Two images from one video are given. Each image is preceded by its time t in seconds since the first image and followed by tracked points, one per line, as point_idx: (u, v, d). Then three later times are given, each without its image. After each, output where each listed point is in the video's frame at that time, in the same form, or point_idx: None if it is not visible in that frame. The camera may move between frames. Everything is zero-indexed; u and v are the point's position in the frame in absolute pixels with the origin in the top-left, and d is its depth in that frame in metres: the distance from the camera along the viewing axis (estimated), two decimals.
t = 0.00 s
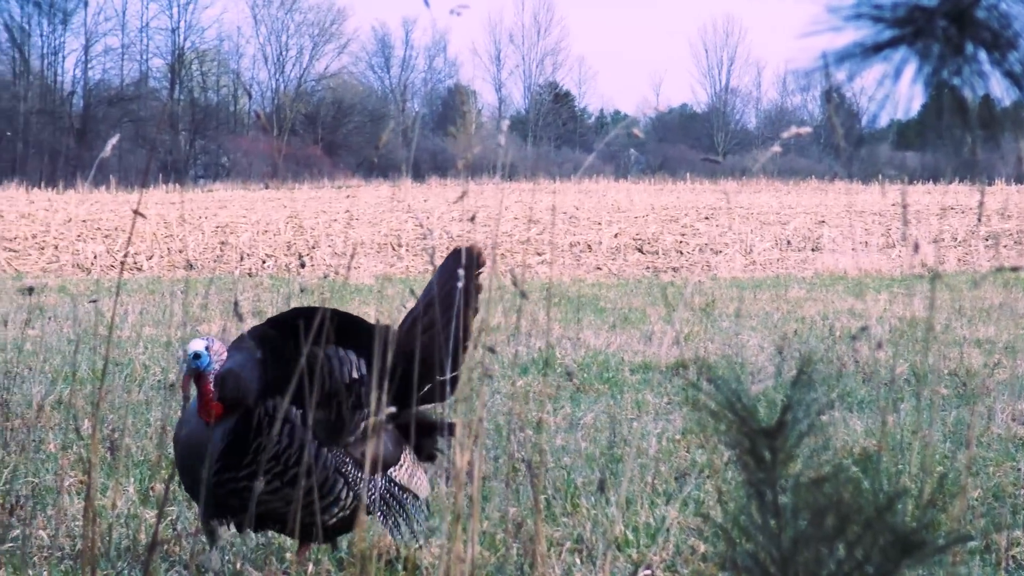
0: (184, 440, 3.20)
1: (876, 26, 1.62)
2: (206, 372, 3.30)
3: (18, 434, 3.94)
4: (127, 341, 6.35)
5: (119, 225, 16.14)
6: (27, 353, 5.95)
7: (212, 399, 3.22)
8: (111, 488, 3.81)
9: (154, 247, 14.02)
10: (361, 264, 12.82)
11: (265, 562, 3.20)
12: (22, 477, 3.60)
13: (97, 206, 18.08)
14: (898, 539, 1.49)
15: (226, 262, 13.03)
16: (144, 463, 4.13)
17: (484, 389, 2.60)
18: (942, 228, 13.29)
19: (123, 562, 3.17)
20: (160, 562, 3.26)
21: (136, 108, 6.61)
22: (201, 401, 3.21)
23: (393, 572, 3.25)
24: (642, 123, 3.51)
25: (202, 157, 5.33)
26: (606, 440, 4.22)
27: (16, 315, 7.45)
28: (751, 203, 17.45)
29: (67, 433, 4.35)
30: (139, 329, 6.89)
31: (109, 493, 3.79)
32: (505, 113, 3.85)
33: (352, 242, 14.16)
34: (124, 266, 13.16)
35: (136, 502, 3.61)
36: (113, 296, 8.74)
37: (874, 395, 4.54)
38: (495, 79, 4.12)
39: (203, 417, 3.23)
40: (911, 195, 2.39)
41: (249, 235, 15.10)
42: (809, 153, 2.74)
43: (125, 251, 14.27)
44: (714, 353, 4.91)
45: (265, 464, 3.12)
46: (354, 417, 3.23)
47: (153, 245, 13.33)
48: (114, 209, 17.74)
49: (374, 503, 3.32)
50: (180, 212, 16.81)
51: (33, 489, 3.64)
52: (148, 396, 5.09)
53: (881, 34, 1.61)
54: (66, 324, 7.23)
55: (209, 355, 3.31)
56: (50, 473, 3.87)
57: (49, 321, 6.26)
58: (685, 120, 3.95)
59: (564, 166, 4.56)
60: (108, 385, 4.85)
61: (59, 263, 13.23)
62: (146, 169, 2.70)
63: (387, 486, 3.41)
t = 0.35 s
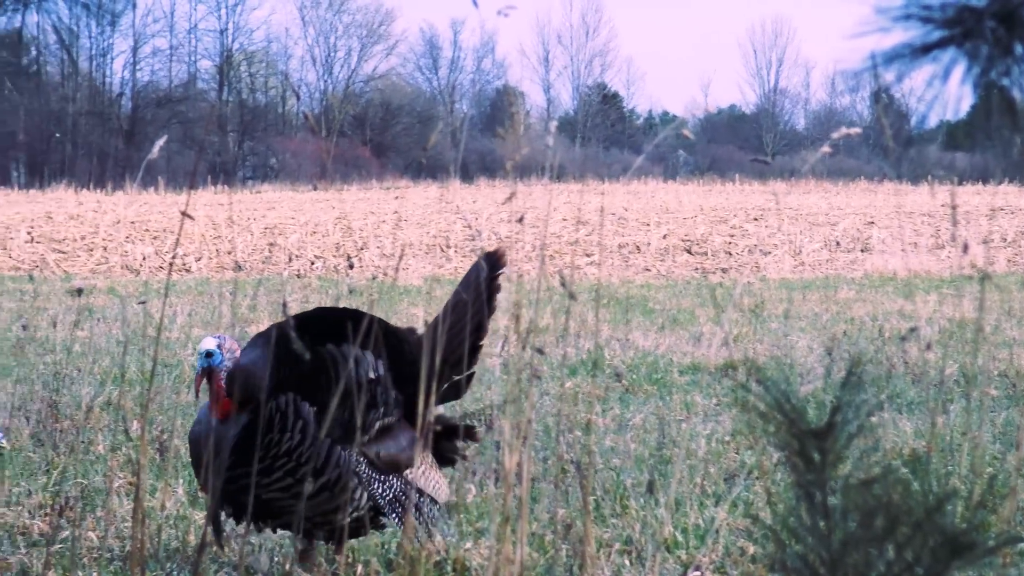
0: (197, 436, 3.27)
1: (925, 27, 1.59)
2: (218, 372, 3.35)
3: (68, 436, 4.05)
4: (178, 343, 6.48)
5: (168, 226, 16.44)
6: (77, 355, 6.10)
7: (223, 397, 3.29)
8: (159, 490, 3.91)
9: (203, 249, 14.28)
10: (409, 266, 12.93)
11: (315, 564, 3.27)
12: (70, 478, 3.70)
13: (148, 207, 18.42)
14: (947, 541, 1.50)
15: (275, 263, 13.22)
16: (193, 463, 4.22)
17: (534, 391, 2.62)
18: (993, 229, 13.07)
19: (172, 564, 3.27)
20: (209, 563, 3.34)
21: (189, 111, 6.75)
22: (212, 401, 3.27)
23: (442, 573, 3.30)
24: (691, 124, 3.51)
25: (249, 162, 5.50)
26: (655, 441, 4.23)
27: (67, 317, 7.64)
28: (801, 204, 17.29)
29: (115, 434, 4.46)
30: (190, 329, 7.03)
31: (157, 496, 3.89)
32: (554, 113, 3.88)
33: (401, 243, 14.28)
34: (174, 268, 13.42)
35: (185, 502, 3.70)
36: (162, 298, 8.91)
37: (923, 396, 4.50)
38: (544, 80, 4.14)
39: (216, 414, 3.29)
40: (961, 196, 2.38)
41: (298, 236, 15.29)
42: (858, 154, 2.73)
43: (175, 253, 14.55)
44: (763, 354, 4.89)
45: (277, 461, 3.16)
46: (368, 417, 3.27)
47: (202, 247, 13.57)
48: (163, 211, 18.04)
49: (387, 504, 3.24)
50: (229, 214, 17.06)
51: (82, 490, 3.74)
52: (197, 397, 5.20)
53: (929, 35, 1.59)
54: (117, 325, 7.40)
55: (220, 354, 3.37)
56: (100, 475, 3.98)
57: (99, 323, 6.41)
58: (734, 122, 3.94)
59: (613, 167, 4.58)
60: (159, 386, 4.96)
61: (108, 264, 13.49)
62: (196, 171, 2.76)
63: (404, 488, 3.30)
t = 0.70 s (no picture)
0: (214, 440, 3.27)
1: (981, 28, 1.61)
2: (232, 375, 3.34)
3: (123, 440, 4.16)
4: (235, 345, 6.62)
5: (224, 229, 16.73)
6: (134, 357, 6.25)
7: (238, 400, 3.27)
8: (214, 492, 4.01)
9: (259, 252, 14.52)
10: (464, 268, 13.01)
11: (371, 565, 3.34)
12: (128, 480, 3.80)
13: (204, 211, 18.75)
14: (1005, 544, 1.50)
15: (330, 266, 13.40)
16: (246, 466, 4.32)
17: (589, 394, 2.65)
18: None
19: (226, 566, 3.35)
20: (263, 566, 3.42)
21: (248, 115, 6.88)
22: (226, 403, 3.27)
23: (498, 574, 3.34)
24: (747, 126, 3.51)
25: (306, 168, 5.63)
26: (712, 444, 4.23)
27: (124, 320, 7.83)
28: (857, 206, 17.05)
29: (172, 436, 4.57)
30: (246, 331, 7.17)
31: (211, 499, 3.97)
32: (610, 116, 3.90)
33: (456, 246, 14.38)
34: (230, 271, 13.68)
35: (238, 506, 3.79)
36: (217, 301, 9.09)
37: (983, 399, 4.43)
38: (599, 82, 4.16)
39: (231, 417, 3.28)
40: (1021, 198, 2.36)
41: (354, 239, 15.46)
42: (916, 154, 2.71)
43: (230, 256, 14.81)
44: (819, 357, 4.85)
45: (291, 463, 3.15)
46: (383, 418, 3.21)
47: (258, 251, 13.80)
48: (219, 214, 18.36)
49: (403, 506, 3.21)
50: (284, 217, 17.30)
51: (138, 493, 3.84)
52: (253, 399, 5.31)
53: (985, 36, 1.60)
54: (174, 328, 7.58)
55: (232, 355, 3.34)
56: (156, 478, 4.09)
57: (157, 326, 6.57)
58: (791, 123, 3.93)
59: (668, 169, 4.58)
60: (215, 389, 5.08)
61: (165, 268, 13.77)
62: (253, 172, 2.82)
63: (422, 490, 3.28)
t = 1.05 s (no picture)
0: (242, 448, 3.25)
1: None
2: (255, 381, 3.32)
3: (168, 441, 4.26)
4: (280, 346, 6.73)
5: (272, 231, 16.95)
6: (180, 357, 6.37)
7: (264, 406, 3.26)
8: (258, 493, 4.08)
9: (305, 253, 14.69)
10: (510, 270, 13.06)
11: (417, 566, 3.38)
12: (174, 482, 3.88)
13: (250, 212, 18.99)
14: None
15: (377, 267, 13.52)
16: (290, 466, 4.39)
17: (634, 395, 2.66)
18: None
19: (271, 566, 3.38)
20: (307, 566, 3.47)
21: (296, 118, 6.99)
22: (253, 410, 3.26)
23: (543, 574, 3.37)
24: (793, 128, 3.50)
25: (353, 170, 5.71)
26: (757, 446, 4.23)
27: (170, 321, 7.98)
28: (903, 207, 16.85)
29: (217, 437, 4.67)
30: (292, 333, 7.28)
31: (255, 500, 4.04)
32: (657, 117, 3.91)
33: (502, 247, 14.43)
34: (277, 271, 13.86)
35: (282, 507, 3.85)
36: (261, 302, 9.23)
37: None
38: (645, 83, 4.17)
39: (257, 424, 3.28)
40: None
41: (400, 240, 15.58)
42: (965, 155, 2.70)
43: (276, 258, 14.99)
44: (866, 358, 4.81)
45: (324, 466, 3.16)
46: (408, 420, 3.26)
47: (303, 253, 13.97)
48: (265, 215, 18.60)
49: (429, 506, 3.27)
50: (330, 217, 17.46)
51: (183, 494, 3.92)
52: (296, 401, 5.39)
53: None
54: (220, 329, 7.71)
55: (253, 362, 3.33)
56: (201, 478, 4.18)
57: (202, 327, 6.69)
58: (838, 124, 3.91)
59: (714, 170, 4.58)
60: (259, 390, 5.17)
61: (211, 269, 13.98)
62: (299, 174, 2.87)
63: (449, 490, 3.33)
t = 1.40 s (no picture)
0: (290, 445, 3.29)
1: None
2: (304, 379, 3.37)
3: (208, 442, 4.34)
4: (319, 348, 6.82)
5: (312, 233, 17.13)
6: (220, 359, 6.48)
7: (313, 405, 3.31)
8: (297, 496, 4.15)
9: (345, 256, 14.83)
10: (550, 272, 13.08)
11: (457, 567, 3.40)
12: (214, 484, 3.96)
13: (291, 215, 19.20)
14: None
15: (417, 269, 13.61)
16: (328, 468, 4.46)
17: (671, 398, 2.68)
18: None
19: (311, 568, 3.43)
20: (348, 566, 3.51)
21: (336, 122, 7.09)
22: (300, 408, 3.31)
23: None
24: (834, 129, 3.50)
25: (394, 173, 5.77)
26: (798, 447, 4.22)
27: (211, 323, 8.11)
28: (943, 209, 16.63)
29: (257, 439, 4.75)
30: (331, 335, 7.38)
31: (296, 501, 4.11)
32: (697, 118, 3.92)
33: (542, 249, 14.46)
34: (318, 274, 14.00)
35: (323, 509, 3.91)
36: (301, 304, 9.35)
37: None
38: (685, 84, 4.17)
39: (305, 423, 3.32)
40: None
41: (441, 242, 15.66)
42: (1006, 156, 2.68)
43: (316, 260, 15.13)
44: (908, 360, 4.78)
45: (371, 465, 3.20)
46: (458, 423, 3.32)
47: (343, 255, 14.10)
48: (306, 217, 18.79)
49: (478, 506, 3.33)
50: (370, 220, 17.60)
51: (224, 496, 3.99)
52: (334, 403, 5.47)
53: None
54: (259, 332, 7.84)
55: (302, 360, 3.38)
56: (241, 480, 4.26)
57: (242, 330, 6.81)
58: (880, 124, 3.90)
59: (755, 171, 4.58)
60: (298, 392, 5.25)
61: (251, 272, 14.16)
62: (338, 176, 2.91)
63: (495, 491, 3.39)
